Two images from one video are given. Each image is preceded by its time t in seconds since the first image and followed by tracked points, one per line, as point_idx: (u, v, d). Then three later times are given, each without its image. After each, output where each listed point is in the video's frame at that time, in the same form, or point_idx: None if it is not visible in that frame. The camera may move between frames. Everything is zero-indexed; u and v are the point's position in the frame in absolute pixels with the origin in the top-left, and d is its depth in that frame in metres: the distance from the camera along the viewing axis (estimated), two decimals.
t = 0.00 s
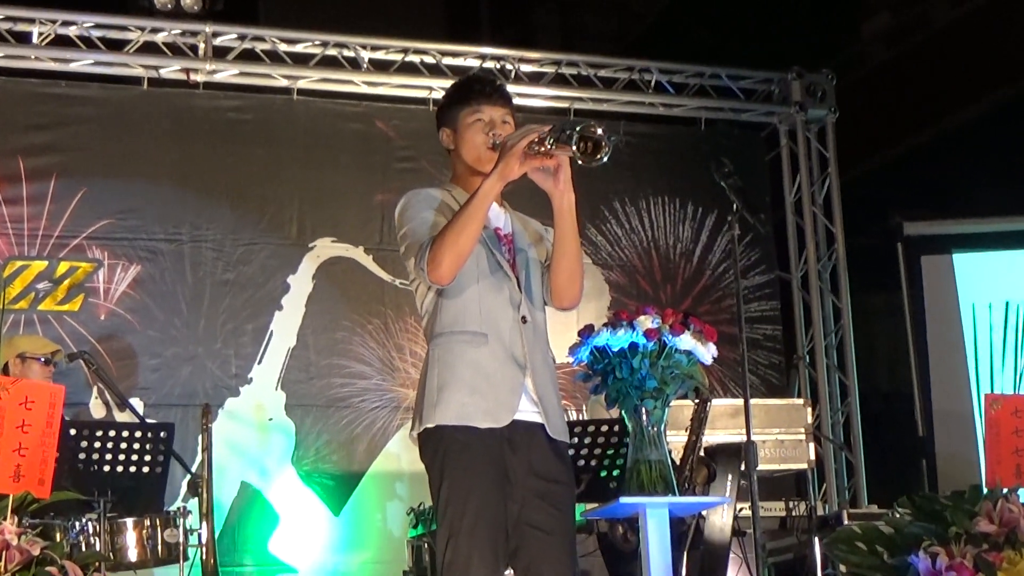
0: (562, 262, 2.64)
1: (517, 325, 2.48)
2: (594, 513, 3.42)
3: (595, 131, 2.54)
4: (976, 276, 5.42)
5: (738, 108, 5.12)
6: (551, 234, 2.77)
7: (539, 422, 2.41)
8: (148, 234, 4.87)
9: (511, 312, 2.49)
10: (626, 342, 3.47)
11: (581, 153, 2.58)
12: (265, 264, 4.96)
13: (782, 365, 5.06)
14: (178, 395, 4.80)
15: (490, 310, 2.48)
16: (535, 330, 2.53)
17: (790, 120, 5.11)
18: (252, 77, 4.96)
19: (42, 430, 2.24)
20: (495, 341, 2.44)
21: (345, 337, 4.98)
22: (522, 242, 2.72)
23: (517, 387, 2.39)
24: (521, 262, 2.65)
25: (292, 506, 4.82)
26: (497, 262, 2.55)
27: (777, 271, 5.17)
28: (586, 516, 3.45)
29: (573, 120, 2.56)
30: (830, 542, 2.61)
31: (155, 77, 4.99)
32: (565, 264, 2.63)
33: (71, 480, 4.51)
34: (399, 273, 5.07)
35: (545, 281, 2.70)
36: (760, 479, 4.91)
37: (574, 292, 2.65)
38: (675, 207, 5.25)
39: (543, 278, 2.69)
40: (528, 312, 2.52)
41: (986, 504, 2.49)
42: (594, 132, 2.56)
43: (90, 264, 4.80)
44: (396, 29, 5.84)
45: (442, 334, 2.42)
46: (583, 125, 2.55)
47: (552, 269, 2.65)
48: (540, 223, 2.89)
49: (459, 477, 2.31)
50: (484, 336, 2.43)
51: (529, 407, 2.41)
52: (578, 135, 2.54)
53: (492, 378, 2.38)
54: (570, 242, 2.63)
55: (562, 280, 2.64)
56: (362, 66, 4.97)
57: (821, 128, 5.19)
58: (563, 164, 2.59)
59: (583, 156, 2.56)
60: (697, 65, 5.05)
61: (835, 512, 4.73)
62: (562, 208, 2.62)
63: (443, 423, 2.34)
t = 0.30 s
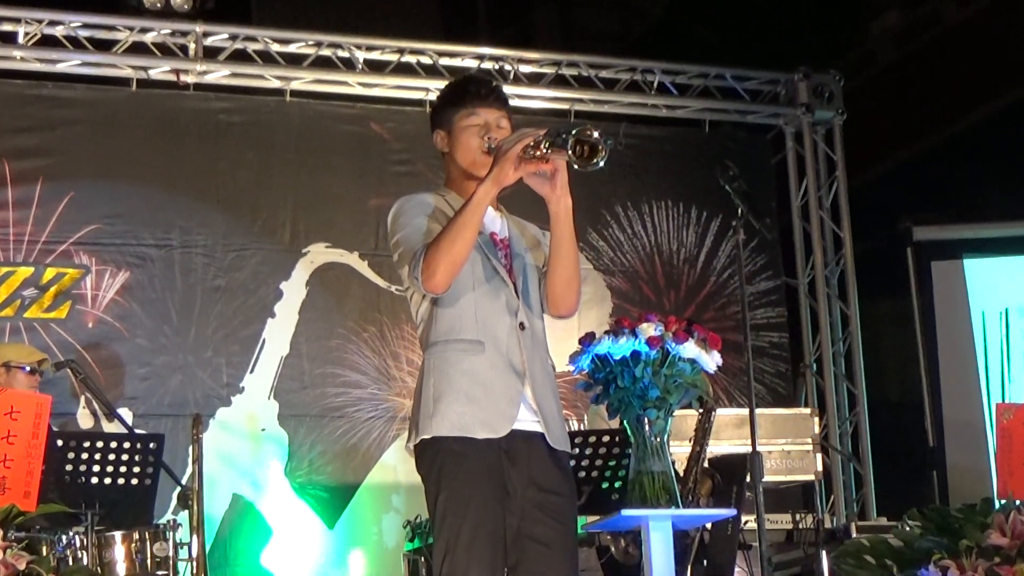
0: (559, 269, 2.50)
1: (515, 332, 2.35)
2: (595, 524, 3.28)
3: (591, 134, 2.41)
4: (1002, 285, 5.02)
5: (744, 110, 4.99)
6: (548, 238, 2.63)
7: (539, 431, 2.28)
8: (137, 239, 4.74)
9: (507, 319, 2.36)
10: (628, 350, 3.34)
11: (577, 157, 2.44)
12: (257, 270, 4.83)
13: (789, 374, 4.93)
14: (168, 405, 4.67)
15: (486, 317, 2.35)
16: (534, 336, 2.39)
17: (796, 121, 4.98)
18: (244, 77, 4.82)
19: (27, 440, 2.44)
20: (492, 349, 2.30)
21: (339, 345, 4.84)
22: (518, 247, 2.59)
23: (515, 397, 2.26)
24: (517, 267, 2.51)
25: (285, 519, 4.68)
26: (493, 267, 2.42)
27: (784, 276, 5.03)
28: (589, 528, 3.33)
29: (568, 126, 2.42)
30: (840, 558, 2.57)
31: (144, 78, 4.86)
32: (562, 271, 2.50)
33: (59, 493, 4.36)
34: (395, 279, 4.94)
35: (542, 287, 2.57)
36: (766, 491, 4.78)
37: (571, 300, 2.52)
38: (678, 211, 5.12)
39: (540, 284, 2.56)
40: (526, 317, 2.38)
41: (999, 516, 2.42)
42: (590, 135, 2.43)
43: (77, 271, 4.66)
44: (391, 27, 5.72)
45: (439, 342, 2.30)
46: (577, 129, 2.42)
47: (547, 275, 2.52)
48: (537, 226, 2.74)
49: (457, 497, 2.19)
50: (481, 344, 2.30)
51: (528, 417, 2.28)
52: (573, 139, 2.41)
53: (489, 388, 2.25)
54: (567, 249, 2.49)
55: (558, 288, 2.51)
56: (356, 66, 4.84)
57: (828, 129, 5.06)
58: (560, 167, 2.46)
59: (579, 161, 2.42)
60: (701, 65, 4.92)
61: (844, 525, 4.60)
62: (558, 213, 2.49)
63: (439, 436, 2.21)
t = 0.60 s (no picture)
0: (556, 275, 2.39)
1: (514, 336, 2.23)
2: (596, 537, 3.15)
3: (588, 137, 2.25)
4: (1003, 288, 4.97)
5: (748, 109, 4.84)
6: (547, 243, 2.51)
7: (540, 438, 2.18)
8: (124, 243, 4.60)
9: (506, 323, 2.24)
10: (629, 357, 3.19)
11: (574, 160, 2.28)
12: (248, 275, 4.69)
13: (796, 381, 4.79)
14: (156, 414, 4.52)
15: (484, 322, 2.23)
16: (534, 342, 2.28)
17: (803, 121, 4.83)
18: (234, 76, 4.68)
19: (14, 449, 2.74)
20: (491, 355, 2.19)
21: (333, 351, 4.70)
22: (516, 251, 2.47)
23: (518, 403, 2.16)
24: (515, 271, 2.40)
25: (277, 532, 4.54)
26: (490, 271, 2.31)
27: (790, 281, 4.89)
28: (590, 541, 3.20)
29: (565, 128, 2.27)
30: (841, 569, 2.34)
31: (131, 77, 4.72)
32: (559, 278, 2.39)
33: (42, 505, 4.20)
34: (390, 284, 4.80)
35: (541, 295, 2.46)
36: (772, 501, 4.64)
37: (568, 307, 2.40)
38: (682, 214, 4.99)
39: (538, 289, 2.44)
40: (525, 322, 2.27)
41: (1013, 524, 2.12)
42: (587, 138, 2.27)
43: (62, 275, 4.52)
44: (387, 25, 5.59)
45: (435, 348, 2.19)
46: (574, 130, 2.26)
47: (544, 281, 2.40)
48: (535, 230, 2.62)
49: (454, 511, 2.07)
50: (479, 350, 2.18)
51: (530, 423, 2.18)
52: (570, 142, 2.26)
53: (490, 395, 2.14)
54: (564, 255, 2.38)
55: (554, 295, 2.40)
56: (349, 65, 4.70)
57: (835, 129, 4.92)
58: (557, 172, 2.34)
59: (577, 166, 2.27)
60: (704, 64, 4.78)
61: (852, 537, 4.46)
62: (555, 218, 2.36)
63: (439, 445, 2.10)
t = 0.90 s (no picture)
0: (555, 279, 2.33)
1: (515, 341, 2.21)
2: (596, 549, 3.00)
3: (588, 141, 2.28)
4: (1013, 293, 4.76)
5: (755, 108, 4.70)
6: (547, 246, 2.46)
7: (541, 447, 2.15)
8: (112, 246, 4.46)
9: (506, 328, 2.22)
10: (633, 363, 3.06)
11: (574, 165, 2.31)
12: (239, 279, 4.55)
13: (803, 388, 4.66)
14: (144, 423, 4.38)
15: (484, 327, 2.22)
16: (535, 347, 2.26)
17: (811, 120, 4.70)
18: (225, 74, 4.55)
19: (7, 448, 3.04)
20: (491, 360, 2.18)
21: (326, 357, 4.56)
22: (515, 255, 2.42)
23: (518, 409, 2.14)
24: (515, 275, 2.35)
25: (268, 544, 4.39)
26: (489, 275, 2.28)
27: (798, 284, 4.76)
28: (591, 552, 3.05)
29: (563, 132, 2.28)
30: None
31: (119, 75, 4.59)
32: (559, 282, 2.32)
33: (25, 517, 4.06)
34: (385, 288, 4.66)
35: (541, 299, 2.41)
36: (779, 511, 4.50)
37: (569, 314, 2.35)
38: (686, 215, 4.85)
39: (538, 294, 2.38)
40: (525, 326, 2.25)
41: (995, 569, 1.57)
42: (587, 142, 2.29)
43: (48, 279, 4.39)
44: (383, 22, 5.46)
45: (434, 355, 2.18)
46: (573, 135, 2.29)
47: (543, 287, 2.34)
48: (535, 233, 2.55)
49: (454, 519, 2.05)
50: (479, 356, 2.17)
51: (530, 430, 2.16)
52: (569, 146, 2.27)
53: (490, 401, 2.12)
54: (564, 260, 2.32)
55: (555, 300, 2.33)
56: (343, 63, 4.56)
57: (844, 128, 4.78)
58: (556, 175, 2.31)
59: (576, 170, 2.30)
60: (709, 61, 4.64)
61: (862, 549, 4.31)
62: (554, 222, 2.31)
63: (439, 452, 2.08)
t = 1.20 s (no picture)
0: (557, 285, 2.24)
1: (514, 349, 2.13)
2: (596, 562, 2.87)
3: (594, 145, 2.18)
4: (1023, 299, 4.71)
5: (760, 107, 4.57)
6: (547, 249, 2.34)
7: (541, 457, 2.09)
8: (98, 250, 4.33)
9: (506, 335, 2.14)
10: (634, 371, 2.90)
11: (578, 169, 2.20)
12: (229, 284, 4.42)
13: (811, 396, 4.53)
14: (131, 433, 4.25)
15: (483, 334, 2.13)
16: (536, 355, 2.18)
17: (818, 120, 4.58)
18: (215, 72, 4.41)
19: None
20: (490, 369, 2.09)
21: (319, 366, 4.43)
22: (516, 259, 2.31)
23: (518, 419, 2.06)
24: (515, 280, 2.27)
25: (259, 558, 4.26)
26: (488, 280, 2.20)
27: (805, 289, 4.62)
28: (588, 565, 2.92)
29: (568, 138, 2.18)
30: None
31: (106, 74, 4.45)
32: (561, 287, 2.24)
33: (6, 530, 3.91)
34: (379, 293, 4.53)
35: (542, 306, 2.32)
36: (786, 523, 4.36)
37: (570, 320, 2.26)
38: (689, 219, 4.72)
39: (539, 300, 2.28)
40: (526, 333, 2.16)
41: None
42: (591, 146, 2.20)
43: (32, 285, 4.26)
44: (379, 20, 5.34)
45: (433, 362, 2.10)
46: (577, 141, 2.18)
47: (544, 292, 2.26)
48: (535, 237, 2.44)
49: (451, 534, 1.99)
50: (478, 364, 2.09)
51: (530, 439, 2.09)
52: (574, 151, 2.17)
53: (488, 411, 2.05)
54: (566, 265, 2.23)
55: (556, 305, 2.24)
56: (337, 61, 4.43)
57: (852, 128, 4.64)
58: (558, 178, 2.22)
59: (581, 174, 2.20)
60: (714, 59, 4.50)
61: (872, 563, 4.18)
62: (556, 225, 2.22)
63: (435, 464, 2.01)
